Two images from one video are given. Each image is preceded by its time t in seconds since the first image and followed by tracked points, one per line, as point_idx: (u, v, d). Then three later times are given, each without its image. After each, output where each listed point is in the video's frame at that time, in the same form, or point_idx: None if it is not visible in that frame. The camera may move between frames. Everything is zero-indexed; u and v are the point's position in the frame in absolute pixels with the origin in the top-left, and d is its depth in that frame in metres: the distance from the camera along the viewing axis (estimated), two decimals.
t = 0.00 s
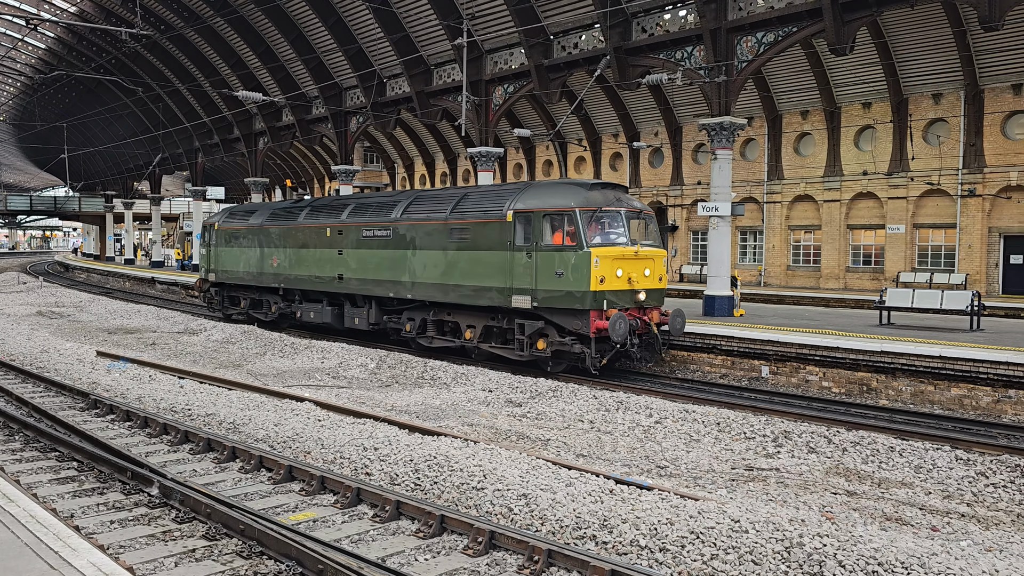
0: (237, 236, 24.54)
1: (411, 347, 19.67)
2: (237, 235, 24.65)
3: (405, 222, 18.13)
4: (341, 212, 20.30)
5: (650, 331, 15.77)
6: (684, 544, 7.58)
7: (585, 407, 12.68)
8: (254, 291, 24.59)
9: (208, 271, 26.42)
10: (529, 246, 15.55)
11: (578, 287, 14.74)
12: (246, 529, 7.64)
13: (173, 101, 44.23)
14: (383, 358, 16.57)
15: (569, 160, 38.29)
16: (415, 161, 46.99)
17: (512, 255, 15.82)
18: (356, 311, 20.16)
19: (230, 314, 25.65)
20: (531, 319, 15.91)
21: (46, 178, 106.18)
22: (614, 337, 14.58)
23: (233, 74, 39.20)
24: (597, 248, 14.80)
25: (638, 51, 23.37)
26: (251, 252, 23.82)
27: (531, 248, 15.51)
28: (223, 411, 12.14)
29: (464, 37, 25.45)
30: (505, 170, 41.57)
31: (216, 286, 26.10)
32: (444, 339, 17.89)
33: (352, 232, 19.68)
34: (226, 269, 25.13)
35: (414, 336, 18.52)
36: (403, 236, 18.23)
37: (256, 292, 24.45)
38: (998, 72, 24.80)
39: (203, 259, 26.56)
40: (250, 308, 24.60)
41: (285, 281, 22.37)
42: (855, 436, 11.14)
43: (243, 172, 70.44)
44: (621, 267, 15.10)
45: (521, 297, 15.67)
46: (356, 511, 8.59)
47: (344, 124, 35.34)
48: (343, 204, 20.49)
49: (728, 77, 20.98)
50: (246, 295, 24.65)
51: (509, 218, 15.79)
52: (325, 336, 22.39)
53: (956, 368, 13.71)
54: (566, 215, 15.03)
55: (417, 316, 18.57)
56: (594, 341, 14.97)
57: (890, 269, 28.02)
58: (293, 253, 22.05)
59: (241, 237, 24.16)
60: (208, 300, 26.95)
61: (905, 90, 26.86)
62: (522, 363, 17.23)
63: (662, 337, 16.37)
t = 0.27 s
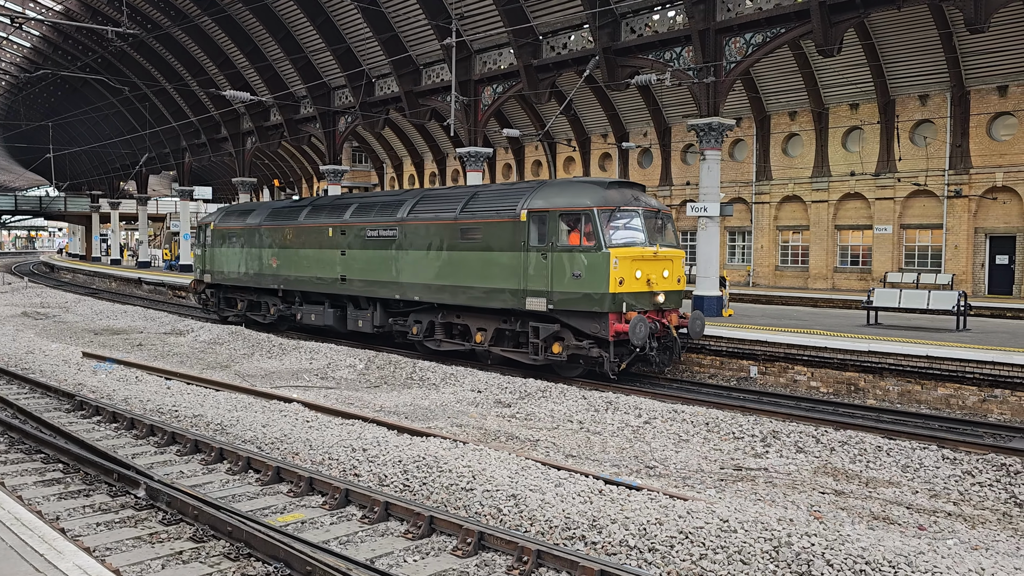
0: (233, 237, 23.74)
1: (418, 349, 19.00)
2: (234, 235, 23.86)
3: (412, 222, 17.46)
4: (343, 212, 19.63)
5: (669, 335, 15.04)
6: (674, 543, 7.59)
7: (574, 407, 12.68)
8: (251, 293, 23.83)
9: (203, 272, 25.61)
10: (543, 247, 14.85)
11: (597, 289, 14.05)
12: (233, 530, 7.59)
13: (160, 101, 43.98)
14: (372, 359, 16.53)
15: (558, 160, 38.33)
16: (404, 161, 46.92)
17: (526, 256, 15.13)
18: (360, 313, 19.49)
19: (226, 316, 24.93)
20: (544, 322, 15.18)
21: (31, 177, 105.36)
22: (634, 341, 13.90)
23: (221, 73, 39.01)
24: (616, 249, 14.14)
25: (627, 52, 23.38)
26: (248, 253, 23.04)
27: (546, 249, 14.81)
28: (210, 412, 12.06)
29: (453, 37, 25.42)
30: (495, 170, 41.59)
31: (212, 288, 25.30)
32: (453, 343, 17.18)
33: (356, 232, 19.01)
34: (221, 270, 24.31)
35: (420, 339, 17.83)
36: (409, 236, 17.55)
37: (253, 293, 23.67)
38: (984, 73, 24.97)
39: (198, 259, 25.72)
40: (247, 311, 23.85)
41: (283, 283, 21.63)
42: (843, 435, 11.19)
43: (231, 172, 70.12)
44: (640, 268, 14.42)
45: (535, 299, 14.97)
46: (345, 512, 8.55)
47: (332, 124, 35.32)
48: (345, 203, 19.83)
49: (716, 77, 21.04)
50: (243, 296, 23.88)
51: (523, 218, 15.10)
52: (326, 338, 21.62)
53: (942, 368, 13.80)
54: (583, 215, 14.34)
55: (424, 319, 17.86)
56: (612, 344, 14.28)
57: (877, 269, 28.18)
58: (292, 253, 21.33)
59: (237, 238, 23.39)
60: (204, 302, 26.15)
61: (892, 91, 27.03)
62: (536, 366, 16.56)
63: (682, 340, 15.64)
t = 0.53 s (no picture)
0: (231, 237, 23.17)
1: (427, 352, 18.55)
2: (232, 236, 23.28)
3: (420, 222, 17.03)
4: (347, 211, 19.19)
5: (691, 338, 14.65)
6: (663, 543, 7.61)
7: (564, 408, 12.69)
8: (251, 294, 23.27)
9: (199, 273, 25.01)
10: (560, 248, 14.47)
11: (617, 291, 13.68)
12: (222, 532, 7.55)
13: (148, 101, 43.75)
14: (361, 359, 16.49)
15: (547, 160, 38.39)
16: (393, 161, 46.85)
17: (542, 257, 14.73)
18: (365, 315, 19.00)
19: (222, 318, 24.33)
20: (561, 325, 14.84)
21: (17, 177, 104.53)
22: (656, 345, 13.57)
23: (209, 73, 38.82)
24: (637, 250, 13.73)
25: (617, 53, 23.43)
26: (248, 253, 22.49)
27: (563, 250, 14.42)
28: (199, 413, 12.00)
29: (442, 37, 25.40)
30: (484, 171, 41.61)
31: (209, 289, 24.76)
32: (464, 346, 16.78)
33: (360, 233, 18.56)
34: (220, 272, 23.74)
35: (429, 342, 17.40)
36: (418, 236, 17.11)
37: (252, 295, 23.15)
38: (971, 74, 25.16)
39: (193, 260, 25.11)
40: (246, 313, 23.29)
41: (284, 284, 21.15)
42: (831, 435, 11.24)
43: (219, 172, 69.83)
44: (661, 270, 14.02)
45: (551, 301, 14.59)
46: (334, 513, 8.53)
47: (321, 124, 35.33)
48: (350, 203, 19.38)
49: (705, 78, 21.10)
50: (242, 298, 23.33)
51: (538, 218, 14.69)
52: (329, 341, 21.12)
53: (929, 367, 13.88)
54: (602, 214, 13.94)
55: (433, 322, 17.43)
56: (633, 347, 13.94)
57: (865, 270, 28.35)
58: (292, 254, 20.82)
59: (236, 238, 22.86)
60: (200, 304, 25.55)
61: (880, 93, 27.19)
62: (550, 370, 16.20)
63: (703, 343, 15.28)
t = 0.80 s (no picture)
0: (229, 236, 22.51)
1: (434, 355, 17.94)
2: (229, 235, 22.61)
3: (429, 220, 16.45)
4: (352, 210, 18.59)
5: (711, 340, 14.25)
6: (651, 541, 7.63)
7: (553, 407, 12.69)
8: (248, 295, 22.61)
9: (195, 273, 24.32)
10: (578, 247, 14.01)
11: (639, 293, 13.23)
12: (209, 532, 7.52)
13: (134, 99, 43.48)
14: (349, 359, 16.45)
15: (535, 160, 38.42)
16: (382, 161, 46.74)
17: (558, 257, 14.24)
18: (370, 316, 18.39)
19: (219, 319, 23.67)
20: (579, 327, 14.35)
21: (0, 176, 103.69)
22: (680, 347, 13.08)
23: (196, 71, 38.60)
24: (659, 249, 13.31)
25: (605, 52, 23.46)
26: (247, 253, 21.82)
27: (581, 249, 13.95)
28: (185, 413, 11.94)
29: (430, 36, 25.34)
30: (473, 170, 41.59)
31: (205, 289, 24.13)
32: (475, 348, 16.19)
33: (365, 232, 17.97)
34: (217, 272, 23.08)
35: (438, 344, 16.78)
36: (426, 235, 16.52)
37: (250, 295, 22.50)
38: (955, 75, 25.37)
39: (188, 259, 24.41)
40: (244, 314, 22.62)
41: (284, 285, 20.53)
42: (818, 433, 11.29)
43: (206, 171, 69.45)
44: (683, 270, 13.60)
45: (569, 303, 14.12)
46: (322, 513, 8.50)
47: (309, 123, 35.26)
48: (354, 201, 18.78)
49: (693, 78, 21.16)
50: (239, 299, 22.70)
51: (555, 215, 14.21)
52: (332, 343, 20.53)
53: (915, 365, 13.97)
54: (623, 212, 13.48)
55: (442, 323, 16.82)
56: (655, 350, 13.45)
57: (852, 269, 28.48)
58: (292, 254, 20.18)
59: (234, 237, 22.20)
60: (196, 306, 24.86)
61: (866, 92, 27.34)
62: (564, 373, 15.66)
63: (722, 346, 14.84)
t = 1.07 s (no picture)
0: (224, 235, 21.93)
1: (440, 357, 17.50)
2: (225, 234, 22.00)
3: (437, 219, 16.00)
4: (354, 208, 18.08)
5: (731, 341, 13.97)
6: (638, 539, 7.65)
7: (540, 406, 12.69)
8: (245, 295, 22.04)
9: (189, 273, 23.67)
10: (594, 247, 13.64)
11: (658, 293, 12.87)
12: (194, 533, 7.47)
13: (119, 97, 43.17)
14: (336, 358, 16.39)
15: (523, 159, 38.44)
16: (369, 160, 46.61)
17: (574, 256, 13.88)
18: (374, 317, 17.98)
19: (214, 321, 23.09)
20: (595, 329, 13.97)
21: None
22: (702, 349, 12.77)
23: (181, 69, 38.35)
24: (679, 249, 12.97)
25: (593, 51, 23.49)
26: (244, 252, 21.24)
27: (598, 249, 13.59)
28: (171, 413, 11.86)
29: (418, 34, 25.31)
30: (460, 169, 41.54)
31: (199, 289, 23.50)
32: (485, 350, 15.76)
33: (368, 231, 17.49)
34: (212, 272, 22.47)
35: (446, 346, 16.34)
36: (434, 234, 16.09)
37: (247, 295, 21.95)
38: (939, 75, 25.55)
39: (182, 259, 23.75)
40: (241, 315, 22.03)
41: (283, 285, 20.02)
42: (804, 431, 11.34)
43: (192, 170, 69.04)
44: (703, 270, 13.31)
45: (584, 303, 13.76)
46: (308, 513, 8.47)
47: (295, 121, 35.24)
48: (356, 199, 18.26)
49: (679, 77, 21.24)
50: (235, 299, 22.12)
51: (571, 215, 13.84)
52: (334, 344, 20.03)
53: (900, 363, 14.06)
54: (642, 211, 13.13)
55: (449, 325, 16.38)
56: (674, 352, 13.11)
57: (838, 267, 28.62)
58: (292, 253, 19.65)
59: (230, 236, 21.62)
60: (190, 306, 24.22)
61: (852, 92, 27.47)
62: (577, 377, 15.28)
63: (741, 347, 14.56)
